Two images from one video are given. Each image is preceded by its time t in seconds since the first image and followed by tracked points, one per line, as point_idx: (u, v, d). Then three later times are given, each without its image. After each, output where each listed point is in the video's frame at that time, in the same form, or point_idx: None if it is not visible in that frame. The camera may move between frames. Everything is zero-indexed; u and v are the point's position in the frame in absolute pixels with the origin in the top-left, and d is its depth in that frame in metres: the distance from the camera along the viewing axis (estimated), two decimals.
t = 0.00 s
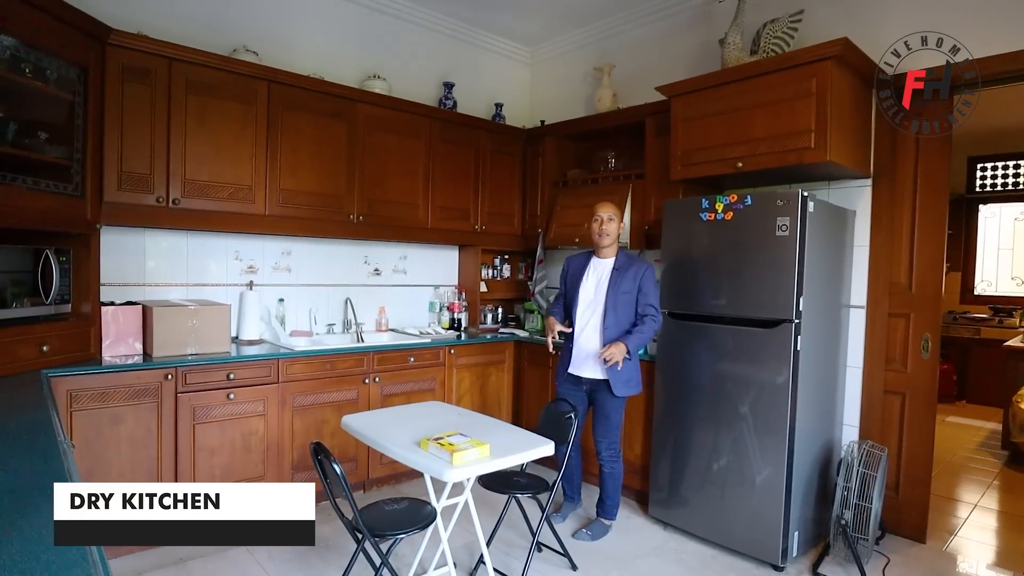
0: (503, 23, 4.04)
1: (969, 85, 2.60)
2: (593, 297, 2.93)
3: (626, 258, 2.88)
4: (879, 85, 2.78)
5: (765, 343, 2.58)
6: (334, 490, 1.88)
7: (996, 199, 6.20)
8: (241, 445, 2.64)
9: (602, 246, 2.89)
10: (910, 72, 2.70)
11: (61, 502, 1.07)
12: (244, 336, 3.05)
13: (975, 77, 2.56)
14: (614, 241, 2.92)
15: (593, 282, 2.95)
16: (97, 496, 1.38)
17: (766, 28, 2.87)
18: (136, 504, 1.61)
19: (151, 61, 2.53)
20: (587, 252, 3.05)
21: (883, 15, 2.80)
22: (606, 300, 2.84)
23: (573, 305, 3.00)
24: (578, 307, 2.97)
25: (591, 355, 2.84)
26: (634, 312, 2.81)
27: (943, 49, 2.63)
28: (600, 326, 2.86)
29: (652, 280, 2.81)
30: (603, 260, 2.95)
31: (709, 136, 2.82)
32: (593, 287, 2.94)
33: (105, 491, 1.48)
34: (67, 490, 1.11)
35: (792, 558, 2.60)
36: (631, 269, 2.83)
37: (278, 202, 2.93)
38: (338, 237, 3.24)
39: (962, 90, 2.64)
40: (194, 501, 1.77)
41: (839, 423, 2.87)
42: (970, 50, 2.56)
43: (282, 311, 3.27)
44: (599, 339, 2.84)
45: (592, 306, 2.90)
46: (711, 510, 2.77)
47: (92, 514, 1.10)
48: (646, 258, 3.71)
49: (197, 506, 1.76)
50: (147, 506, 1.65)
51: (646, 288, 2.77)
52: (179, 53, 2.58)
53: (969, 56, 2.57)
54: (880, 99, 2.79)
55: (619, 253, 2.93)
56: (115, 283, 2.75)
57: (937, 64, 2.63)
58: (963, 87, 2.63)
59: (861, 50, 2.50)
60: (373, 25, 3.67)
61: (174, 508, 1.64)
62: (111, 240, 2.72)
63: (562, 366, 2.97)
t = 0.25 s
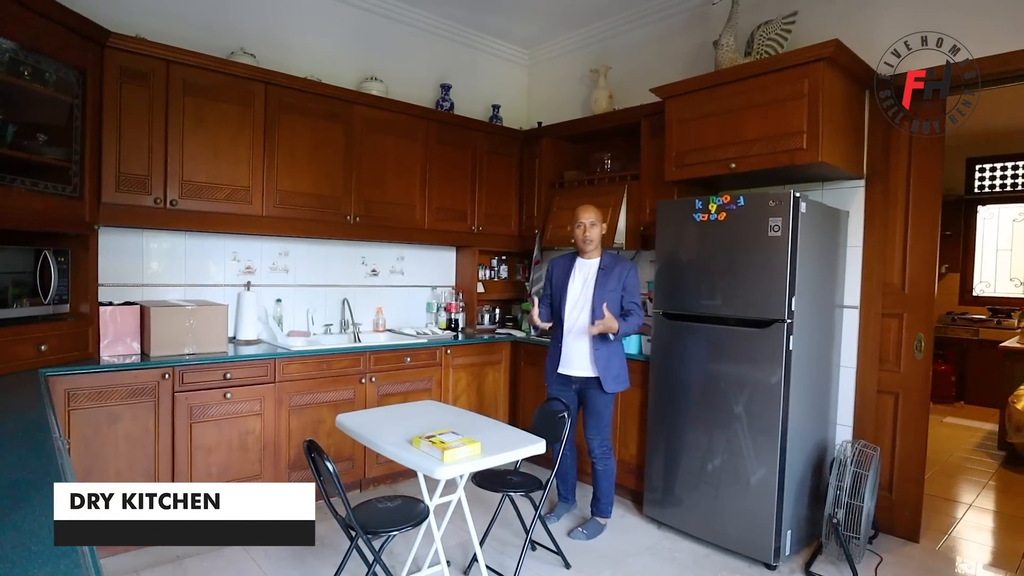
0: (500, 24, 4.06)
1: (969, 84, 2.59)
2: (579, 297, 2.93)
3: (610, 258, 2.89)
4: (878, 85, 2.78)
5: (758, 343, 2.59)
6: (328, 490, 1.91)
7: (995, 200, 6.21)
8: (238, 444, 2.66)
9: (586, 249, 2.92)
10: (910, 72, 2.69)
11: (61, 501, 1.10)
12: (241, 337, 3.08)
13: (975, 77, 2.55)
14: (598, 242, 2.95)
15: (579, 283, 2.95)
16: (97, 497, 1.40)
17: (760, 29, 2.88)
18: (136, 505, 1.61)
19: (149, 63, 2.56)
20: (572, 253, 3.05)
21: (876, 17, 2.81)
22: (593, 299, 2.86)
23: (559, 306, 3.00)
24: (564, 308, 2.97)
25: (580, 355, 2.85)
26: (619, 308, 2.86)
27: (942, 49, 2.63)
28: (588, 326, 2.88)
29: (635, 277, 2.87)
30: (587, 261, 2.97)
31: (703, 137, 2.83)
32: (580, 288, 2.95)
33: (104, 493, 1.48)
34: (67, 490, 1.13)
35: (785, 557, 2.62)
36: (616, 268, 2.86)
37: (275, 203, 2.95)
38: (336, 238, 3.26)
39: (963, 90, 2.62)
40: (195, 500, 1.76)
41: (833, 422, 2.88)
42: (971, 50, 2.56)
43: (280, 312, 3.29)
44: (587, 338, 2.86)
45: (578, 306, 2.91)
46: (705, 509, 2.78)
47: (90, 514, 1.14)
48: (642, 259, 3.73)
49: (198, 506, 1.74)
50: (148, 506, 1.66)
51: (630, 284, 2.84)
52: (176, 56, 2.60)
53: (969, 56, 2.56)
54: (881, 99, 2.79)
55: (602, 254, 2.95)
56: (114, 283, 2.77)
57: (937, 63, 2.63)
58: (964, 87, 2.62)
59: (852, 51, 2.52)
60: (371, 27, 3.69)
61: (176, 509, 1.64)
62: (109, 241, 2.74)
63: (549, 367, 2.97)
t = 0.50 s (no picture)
0: (498, 26, 4.09)
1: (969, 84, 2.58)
2: (561, 300, 2.95)
3: (589, 259, 2.92)
4: (877, 85, 2.78)
5: (752, 342, 2.60)
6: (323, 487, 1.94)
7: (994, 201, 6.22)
8: (236, 443, 2.68)
9: (565, 253, 2.91)
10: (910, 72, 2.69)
11: (62, 501, 1.08)
12: (240, 336, 3.10)
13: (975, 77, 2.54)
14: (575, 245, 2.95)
15: (561, 286, 2.97)
16: (97, 496, 1.39)
17: (755, 30, 2.90)
18: (136, 505, 1.58)
19: (148, 65, 2.58)
20: (552, 257, 3.06)
21: (871, 18, 2.82)
22: (575, 302, 2.88)
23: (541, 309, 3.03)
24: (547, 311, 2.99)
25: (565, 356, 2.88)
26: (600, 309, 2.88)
27: (942, 49, 2.63)
28: (570, 327, 2.90)
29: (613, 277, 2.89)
30: (566, 264, 2.99)
31: (699, 137, 2.85)
32: (562, 290, 2.96)
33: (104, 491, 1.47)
34: (67, 490, 1.12)
35: (779, 556, 2.63)
36: (595, 270, 2.88)
37: (273, 203, 2.97)
38: (334, 238, 3.28)
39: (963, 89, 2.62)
40: (195, 501, 1.72)
41: (828, 422, 2.89)
42: (970, 50, 2.56)
43: (278, 312, 3.31)
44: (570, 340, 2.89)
45: (560, 309, 2.93)
46: (700, 508, 2.79)
47: (91, 514, 1.11)
48: (638, 259, 3.74)
49: (198, 506, 1.71)
50: (147, 506, 1.62)
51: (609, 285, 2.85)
52: (174, 57, 2.63)
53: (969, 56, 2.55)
54: (881, 99, 2.79)
55: (581, 256, 2.96)
56: (113, 283, 2.79)
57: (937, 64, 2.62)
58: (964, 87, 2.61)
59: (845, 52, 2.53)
60: (369, 29, 3.72)
61: (174, 508, 1.60)
62: (109, 241, 2.76)
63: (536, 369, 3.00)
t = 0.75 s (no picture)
0: (497, 28, 4.10)
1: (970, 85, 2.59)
2: (550, 301, 2.95)
3: (576, 259, 2.94)
4: (878, 85, 2.79)
5: (750, 342, 2.61)
6: (323, 487, 1.95)
7: (993, 202, 6.23)
8: (235, 443, 2.69)
9: (550, 252, 2.92)
10: (910, 72, 2.70)
11: (62, 501, 1.09)
12: (239, 337, 3.11)
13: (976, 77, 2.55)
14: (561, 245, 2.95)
15: (549, 287, 2.97)
16: (98, 496, 1.40)
17: (752, 31, 2.91)
18: (136, 504, 1.58)
19: (148, 67, 2.60)
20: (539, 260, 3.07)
21: (867, 19, 2.84)
22: (564, 302, 2.89)
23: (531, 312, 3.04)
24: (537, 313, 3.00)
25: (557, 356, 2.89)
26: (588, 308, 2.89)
27: (943, 49, 2.64)
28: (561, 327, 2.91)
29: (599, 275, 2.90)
30: (553, 265, 3.00)
31: (697, 138, 2.86)
32: (550, 291, 2.97)
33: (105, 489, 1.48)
34: (67, 490, 1.12)
35: (776, 556, 2.64)
36: (583, 269, 2.90)
37: (272, 204, 2.99)
38: (333, 239, 3.29)
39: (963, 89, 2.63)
40: (194, 501, 1.71)
41: (825, 422, 2.90)
42: (971, 50, 2.56)
43: (278, 312, 3.32)
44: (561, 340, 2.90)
45: (549, 310, 2.94)
46: (699, 508, 2.80)
47: (91, 514, 1.12)
48: (637, 259, 3.75)
49: (198, 506, 1.71)
50: (147, 507, 1.61)
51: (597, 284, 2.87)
52: (173, 59, 2.64)
53: (970, 56, 2.56)
54: (881, 99, 2.80)
55: (568, 257, 2.97)
56: (113, 284, 2.80)
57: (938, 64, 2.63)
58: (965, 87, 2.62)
59: (841, 54, 2.54)
60: (369, 31, 3.73)
61: (173, 508, 1.60)
62: (108, 242, 2.77)
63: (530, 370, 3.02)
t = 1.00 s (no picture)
0: (496, 28, 4.11)
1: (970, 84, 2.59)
2: (546, 300, 2.97)
3: (570, 259, 2.95)
4: (877, 85, 2.79)
5: (748, 342, 2.61)
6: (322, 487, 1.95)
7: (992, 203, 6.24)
8: (234, 443, 2.69)
9: (545, 250, 2.93)
10: (910, 72, 2.70)
11: (62, 500, 1.09)
12: (238, 338, 3.11)
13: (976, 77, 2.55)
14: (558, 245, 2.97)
15: (544, 286, 2.98)
16: (98, 497, 1.40)
17: (750, 32, 2.92)
18: (136, 504, 1.59)
19: (146, 68, 2.60)
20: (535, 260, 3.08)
21: (866, 20, 2.84)
22: (560, 302, 2.90)
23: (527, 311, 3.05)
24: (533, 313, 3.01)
25: (553, 357, 2.90)
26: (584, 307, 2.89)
27: (943, 49, 2.64)
28: (557, 327, 2.92)
29: (595, 275, 2.90)
30: (548, 265, 3.00)
31: (695, 139, 2.86)
32: (546, 291, 2.98)
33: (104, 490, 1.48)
34: (66, 490, 1.13)
35: (774, 556, 2.64)
36: (578, 268, 2.90)
37: (271, 205, 2.99)
38: (332, 239, 3.29)
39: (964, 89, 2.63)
40: (194, 501, 1.71)
41: (823, 422, 2.90)
42: (971, 50, 2.56)
43: (277, 313, 3.33)
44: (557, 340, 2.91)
45: (546, 310, 2.95)
46: (698, 509, 2.80)
47: (91, 513, 1.13)
48: (636, 260, 3.76)
49: (197, 506, 1.71)
50: (147, 506, 1.62)
51: (592, 284, 2.88)
52: (172, 60, 2.64)
53: (970, 56, 2.56)
54: (880, 98, 2.80)
55: (563, 257, 2.98)
56: (112, 285, 2.81)
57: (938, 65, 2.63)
58: (965, 87, 2.62)
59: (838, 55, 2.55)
60: (368, 32, 3.74)
61: (173, 507, 1.61)
62: (107, 243, 2.78)
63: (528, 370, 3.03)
